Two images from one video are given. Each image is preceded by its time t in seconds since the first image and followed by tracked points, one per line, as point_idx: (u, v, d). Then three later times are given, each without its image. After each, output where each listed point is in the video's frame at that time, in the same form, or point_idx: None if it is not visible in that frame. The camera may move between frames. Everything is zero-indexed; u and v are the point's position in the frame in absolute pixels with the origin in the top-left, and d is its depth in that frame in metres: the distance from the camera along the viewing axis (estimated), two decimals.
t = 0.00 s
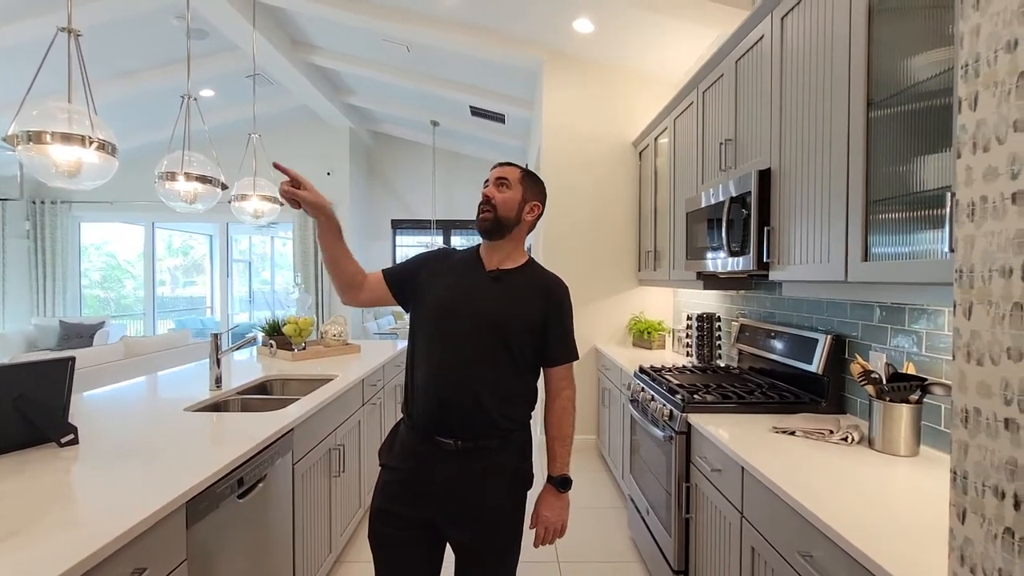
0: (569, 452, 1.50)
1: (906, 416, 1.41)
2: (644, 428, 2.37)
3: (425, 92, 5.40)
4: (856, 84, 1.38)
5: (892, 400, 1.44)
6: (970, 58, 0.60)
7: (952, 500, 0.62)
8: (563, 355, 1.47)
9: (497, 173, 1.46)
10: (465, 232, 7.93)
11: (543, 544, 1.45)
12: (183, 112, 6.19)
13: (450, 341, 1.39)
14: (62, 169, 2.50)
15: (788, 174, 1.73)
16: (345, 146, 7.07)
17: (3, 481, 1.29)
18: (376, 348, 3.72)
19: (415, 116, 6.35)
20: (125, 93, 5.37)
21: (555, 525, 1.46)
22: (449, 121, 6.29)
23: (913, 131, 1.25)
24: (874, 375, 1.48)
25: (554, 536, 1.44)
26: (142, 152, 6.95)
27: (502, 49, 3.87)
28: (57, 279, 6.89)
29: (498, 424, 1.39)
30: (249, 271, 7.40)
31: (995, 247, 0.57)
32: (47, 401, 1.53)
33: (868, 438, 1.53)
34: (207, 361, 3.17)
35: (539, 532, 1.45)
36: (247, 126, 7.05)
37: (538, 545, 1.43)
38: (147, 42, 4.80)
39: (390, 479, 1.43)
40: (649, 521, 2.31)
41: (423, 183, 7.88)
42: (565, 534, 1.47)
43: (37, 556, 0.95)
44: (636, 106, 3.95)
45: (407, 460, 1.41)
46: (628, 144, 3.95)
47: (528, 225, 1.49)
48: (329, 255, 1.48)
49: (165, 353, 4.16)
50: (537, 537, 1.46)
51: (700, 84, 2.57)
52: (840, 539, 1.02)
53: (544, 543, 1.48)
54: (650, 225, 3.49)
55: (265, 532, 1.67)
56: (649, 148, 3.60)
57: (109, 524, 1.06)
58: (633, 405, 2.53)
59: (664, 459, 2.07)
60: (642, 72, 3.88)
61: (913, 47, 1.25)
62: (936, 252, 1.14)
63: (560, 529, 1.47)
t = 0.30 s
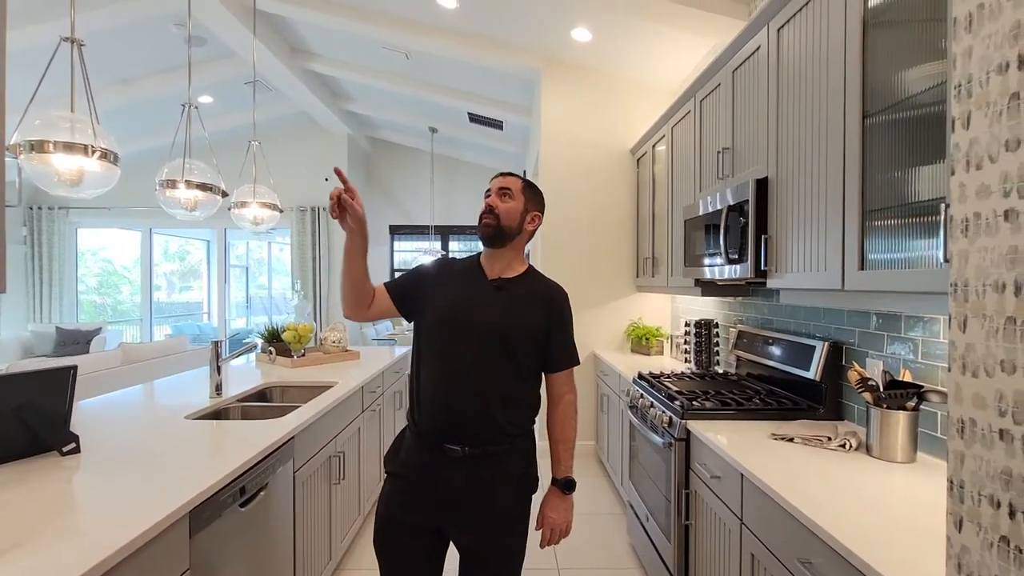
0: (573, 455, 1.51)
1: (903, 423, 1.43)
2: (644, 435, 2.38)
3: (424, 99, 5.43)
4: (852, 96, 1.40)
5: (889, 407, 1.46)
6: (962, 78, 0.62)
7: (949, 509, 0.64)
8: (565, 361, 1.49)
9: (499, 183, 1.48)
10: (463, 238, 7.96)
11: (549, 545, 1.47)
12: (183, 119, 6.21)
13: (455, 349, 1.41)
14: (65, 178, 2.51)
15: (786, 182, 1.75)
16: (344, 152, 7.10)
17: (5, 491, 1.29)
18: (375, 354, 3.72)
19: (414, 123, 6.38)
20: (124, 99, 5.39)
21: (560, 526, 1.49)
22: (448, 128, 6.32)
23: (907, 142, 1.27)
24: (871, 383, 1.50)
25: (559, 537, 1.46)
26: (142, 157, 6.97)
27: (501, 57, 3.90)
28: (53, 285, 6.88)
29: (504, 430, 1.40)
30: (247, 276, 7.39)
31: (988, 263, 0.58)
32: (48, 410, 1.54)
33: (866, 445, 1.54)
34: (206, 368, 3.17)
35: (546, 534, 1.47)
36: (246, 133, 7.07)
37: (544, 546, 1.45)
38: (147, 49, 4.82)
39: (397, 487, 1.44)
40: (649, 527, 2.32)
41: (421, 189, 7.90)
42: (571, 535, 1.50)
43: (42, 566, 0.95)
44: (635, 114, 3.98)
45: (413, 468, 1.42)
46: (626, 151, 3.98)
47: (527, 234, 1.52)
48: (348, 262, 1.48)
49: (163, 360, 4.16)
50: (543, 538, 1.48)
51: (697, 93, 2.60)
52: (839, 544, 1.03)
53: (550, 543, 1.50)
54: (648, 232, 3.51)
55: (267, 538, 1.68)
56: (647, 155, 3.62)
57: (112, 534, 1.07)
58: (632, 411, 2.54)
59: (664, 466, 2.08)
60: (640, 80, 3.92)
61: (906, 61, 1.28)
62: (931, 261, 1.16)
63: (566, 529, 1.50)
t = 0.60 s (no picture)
0: (572, 462, 1.53)
1: (901, 434, 1.44)
2: (644, 446, 2.39)
3: (425, 111, 5.48)
4: (846, 110, 1.43)
5: (888, 418, 1.47)
6: (952, 101, 0.64)
7: (946, 521, 0.65)
8: (564, 369, 1.51)
9: (498, 198, 1.49)
10: (462, 248, 7.98)
11: (552, 550, 1.48)
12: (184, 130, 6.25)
13: (457, 360, 1.42)
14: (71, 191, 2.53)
15: (783, 195, 1.77)
16: (344, 163, 7.15)
17: (7, 504, 1.29)
18: (375, 365, 3.73)
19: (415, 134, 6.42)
20: (126, 110, 5.43)
21: (564, 531, 1.50)
22: (448, 139, 6.35)
23: (902, 156, 1.29)
24: (869, 395, 1.51)
25: (562, 542, 1.47)
26: (143, 169, 7.02)
27: (501, 70, 3.94)
28: (53, 295, 6.88)
29: (508, 439, 1.41)
30: (246, 285, 7.39)
31: (980, 280, 0.60)
32: (52, 421, 1.55)
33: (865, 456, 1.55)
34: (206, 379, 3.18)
35: (549, 540, 1.48)
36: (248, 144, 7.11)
37: (548, 552, 1.46)
38: (150, 62, 4.87)
39: (403, 500, 1.44)
40: (650, 538, 2.31)
41: (421, 199, 7.94)
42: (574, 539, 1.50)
43: None
44: (633, 126, 4.02)
45: (418, 480, 1.43)
46: (625, 163, 4.01)
47: (524, 248, 1.54)
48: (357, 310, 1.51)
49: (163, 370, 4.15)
50: (546, 543, 1.49)
51: (695, 107, 2.64)
52: (839, 555, 1.04)
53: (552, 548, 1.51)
54: (647, 243, 3.54)
55: (268, 550, 1.68)
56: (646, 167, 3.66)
57: (116, 546, 1.07)
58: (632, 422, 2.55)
59: (665, 476, 2.08)
60: (638, 92, 3.96)
61: (900, 77, 1.30)
62: (927, 273, 1.17)
63: (569, 534, 1.51)
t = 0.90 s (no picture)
0: (566, 466, 1.52)
1: (901, 445, 1.44)
2: (643, 457, 2.38)
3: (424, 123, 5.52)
4: (841, 123, 1.44)
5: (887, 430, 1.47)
6: (945, 118, 0.65)
7: (947, 534, 0.65)
8: (556, 376, 1.52)
9: (487, 212, 1.50)
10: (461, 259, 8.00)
11: (549, 554, 1.47)
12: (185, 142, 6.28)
13: (452, 372, 1.42)
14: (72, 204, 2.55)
15: (780, 207, 1.79)
16: (344, 174, 7.19)
17: (4, 518, 1.28)
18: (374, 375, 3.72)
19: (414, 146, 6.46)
20: (127, 121, 5.45)
21: (560, 535, 1.49)
22: (447, 150, 6.38)
23: (897, 168, 1.31)
24: (868, 406, 1.52)
25: (559, 546, 1.47)
26: (144, 180, 7.06)
27: (501, 84, 3.98)
28: (51, 306, 6.87)
29: (507, 447, 1.41)
30: (244, 296, 7.38)
31: (976, 294, 0.61)
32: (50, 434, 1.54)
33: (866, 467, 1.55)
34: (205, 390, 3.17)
35: (546, 545, 1.46)
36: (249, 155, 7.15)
37: (545, 556, 1.45)
38: (152, 74, 4.90)
39: (402, 515, 1.42)
40: (650, 551, 2.30)
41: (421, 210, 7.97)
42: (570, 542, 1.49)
43: None
44: (631, 138, 4.05)
45: (417, 493, 1.42)
46: (623, 174, 4.04)
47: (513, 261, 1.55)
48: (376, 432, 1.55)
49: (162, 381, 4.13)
50: (544, 547, 1.48)
51: (692, 120, 2.67)
52: (840, 567, 1.04)
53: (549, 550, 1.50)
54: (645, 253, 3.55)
55: (266, 564, 1.66)
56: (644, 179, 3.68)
57: (113, 560, 1.07)
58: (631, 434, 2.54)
59: (665, 488, 2.07)
60: (636, 105, 3.99)
61: (894, 92, 1.32)
62: (924, 284, 1.18)
63: (566, 537, 1.50)
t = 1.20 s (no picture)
0: (553, 470, 1.51)
1: (903, 456, 1.44)
2: (643, 469, 2.37)
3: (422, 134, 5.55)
4: (838, 135, 1.46)
5: (889, 440, 1.47)
6: (942, 132, 0.66)
7: (952, 546, 0.65)
8: (537, 381, 1.49)
9: (468, 224, 1.51)
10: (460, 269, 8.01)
11: (541, 558, 1.47)
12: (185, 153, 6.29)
13: (433, 381, 1.42)
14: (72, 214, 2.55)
15: (778, 218, 1.80)
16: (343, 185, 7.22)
17: None
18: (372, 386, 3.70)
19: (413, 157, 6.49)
20: (127, 132, 5.47)
21: (552, 539, 1.48)
22: (445, 161, 6.40)
23: (892, 180, 1.32)
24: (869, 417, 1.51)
25: (550, 550, 1.46)
26: (143, 191, 7.07)
27: (500, 96, 4.02)
28: (47, 317, 6.83)
29: (491, 454, 1.40)
30: (241, 306, 7.36)
31: (977, 305, 0.61)
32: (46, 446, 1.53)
33: (867, 479, 1.54)
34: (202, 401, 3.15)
35: (538, 550, 1.46)
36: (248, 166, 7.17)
37: (537, 561, 1.44)
38: (153, 86, 4.93)
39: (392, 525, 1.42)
40: (651, 563, 2.28)
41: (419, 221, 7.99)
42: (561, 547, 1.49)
43: None
44: (629, 149, 4.08)
45: (405, 503, 1.42)
46: (621, 185, 4.07)
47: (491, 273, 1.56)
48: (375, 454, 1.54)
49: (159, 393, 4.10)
50: (536, 552, 1.48)
51: (689, 132, 2.69)
52: None
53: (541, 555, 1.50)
54: (643, 263, 3.56)
55: None
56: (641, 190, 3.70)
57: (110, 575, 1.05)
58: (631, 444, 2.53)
59: (665, 500, 2.06)
60: (634, 117, 4.02)
61: (889, 106, 1.34)
62: (922, 294, 1.19)
63: (557, 541, 1.49)
